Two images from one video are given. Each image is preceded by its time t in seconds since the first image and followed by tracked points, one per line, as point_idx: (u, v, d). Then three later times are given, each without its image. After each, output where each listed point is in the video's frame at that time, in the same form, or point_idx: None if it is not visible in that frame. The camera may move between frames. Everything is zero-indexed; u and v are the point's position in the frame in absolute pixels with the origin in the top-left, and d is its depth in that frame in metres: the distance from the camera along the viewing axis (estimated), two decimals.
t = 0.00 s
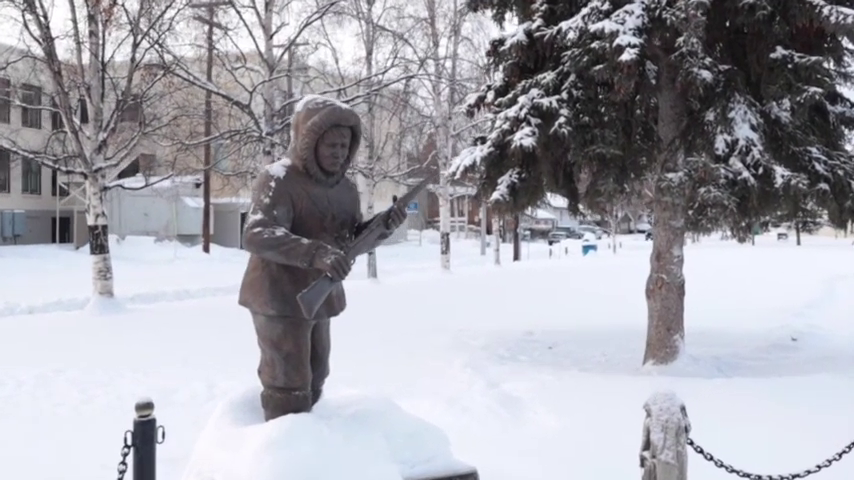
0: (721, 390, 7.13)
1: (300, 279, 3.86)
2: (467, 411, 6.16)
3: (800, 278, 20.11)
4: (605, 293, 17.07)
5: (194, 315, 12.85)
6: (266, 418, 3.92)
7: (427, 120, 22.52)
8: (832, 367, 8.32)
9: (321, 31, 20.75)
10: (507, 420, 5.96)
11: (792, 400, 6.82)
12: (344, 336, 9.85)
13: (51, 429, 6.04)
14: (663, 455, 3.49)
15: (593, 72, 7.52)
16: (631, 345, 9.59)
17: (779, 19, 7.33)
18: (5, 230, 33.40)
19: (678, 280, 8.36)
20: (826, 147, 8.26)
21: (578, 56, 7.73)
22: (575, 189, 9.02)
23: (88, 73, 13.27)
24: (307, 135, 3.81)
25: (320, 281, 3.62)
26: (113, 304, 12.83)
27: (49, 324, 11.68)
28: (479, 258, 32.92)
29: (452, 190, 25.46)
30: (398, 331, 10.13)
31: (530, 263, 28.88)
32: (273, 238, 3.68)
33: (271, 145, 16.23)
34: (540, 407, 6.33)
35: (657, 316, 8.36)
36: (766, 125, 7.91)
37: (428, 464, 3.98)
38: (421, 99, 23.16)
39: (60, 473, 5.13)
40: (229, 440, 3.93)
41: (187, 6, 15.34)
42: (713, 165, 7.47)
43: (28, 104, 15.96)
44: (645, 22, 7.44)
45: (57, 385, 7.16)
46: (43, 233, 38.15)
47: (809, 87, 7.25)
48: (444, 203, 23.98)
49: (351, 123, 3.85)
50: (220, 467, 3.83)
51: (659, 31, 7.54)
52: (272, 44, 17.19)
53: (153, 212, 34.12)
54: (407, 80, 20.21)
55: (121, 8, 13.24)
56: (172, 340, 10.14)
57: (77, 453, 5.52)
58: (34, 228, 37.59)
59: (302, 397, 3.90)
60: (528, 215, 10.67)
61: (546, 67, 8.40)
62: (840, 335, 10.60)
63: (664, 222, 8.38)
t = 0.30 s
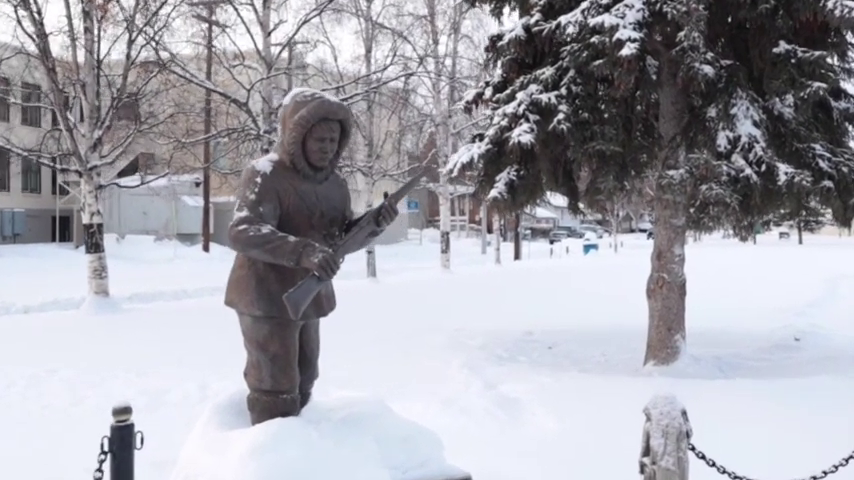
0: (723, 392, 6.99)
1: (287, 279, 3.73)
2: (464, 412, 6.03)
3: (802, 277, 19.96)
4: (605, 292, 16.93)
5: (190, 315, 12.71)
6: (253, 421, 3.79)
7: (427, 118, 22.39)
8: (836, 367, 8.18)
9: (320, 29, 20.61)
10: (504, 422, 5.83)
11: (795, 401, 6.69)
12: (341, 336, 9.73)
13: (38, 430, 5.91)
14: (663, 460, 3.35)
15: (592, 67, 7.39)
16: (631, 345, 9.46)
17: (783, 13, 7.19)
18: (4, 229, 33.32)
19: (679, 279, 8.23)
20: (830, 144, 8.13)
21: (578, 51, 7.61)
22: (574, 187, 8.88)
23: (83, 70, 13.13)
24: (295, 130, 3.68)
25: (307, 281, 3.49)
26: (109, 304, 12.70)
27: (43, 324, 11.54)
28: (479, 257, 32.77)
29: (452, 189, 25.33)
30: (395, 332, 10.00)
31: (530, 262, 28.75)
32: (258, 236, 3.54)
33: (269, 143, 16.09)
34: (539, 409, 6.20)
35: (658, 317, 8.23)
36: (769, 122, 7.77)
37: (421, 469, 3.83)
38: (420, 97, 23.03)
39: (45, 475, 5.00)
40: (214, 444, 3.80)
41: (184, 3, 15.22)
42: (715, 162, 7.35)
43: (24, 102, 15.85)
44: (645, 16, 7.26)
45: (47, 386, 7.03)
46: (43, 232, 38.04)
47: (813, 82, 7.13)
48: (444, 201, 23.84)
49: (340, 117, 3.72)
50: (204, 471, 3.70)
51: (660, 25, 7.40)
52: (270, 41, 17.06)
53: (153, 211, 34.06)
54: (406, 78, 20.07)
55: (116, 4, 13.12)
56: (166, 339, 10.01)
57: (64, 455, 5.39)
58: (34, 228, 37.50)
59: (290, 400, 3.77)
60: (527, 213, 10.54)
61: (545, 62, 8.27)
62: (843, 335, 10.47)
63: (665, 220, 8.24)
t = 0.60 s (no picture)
0: (733, 397, 6.83)
1: (282, 283, 3.60)
2: (469, 418, 5.90)
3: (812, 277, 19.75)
4: (613, 292, 16.77)
5: (193, 315, 12.60)
6: (247, 430, 3.66)
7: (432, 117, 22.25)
8: (848, 371, 8.02)
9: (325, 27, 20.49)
10: (509, 428, 5.69)
11: (808, 406, 6.53)
12: (343, 338, 9.61)
13: (32, 433, 5.80)
14: (673, 472, 3.20)
15: (599, 64, 7.24)
16: (639, 347, 9.31)
17: (795, 9, 7.05)
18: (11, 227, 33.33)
19: (687, 280, 8.08)
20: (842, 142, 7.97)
21: (585, 47, 7.52)
22: (581, 187, 8.74)
23: (85, 68, 13.04)
24: (290, 128, 3.55)
25: (301, 284, 3.35)
26: (110, 304, 12.60)
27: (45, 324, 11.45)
28: (486, 257, 32.61)
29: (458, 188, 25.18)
30: (399, 333, 9.87)
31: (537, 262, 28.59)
32: (251, 238, 3.41)
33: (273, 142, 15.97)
34: (544, 414, 6.05)
35: (666, 318, 8.09)
36: (780, 120, 7.58)
37: None
38: (426, 96, 22.90)
39: None
40: (206, 453, 3.68)
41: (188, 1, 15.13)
42: (725, 161, 7.14)
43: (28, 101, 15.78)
44: (653, 12, 7.13)
45: (45, 387, 6.91)
46: (49, 232, 38.04)
47: (825, 80, 6.97)
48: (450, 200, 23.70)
49: (336, 114, 3.60)
50: None
51: (669, 21, 7.29)
52: (274, 40, 16.95)
53: (160, 211, 34.05)
54: (412, 77, 19.94)
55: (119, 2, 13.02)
56: (168, 340, 9.89)
57: (58, 459, 5.27)
58: (40, 227, 37.51)
59: (284, 408, 3.63)
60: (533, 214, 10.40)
61: (551, 60, 8.13)
62: None
63: (673, 221, 8.09)
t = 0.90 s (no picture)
0: (752, 401, 6.65)
1: (285, 285, 3.45)
2: (480, 423, 5.75)
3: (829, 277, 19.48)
4: (626, 292, 16.56)
5: (203, 315, 12.50)
6: (248, 438, 3.53)
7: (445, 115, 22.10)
8: None
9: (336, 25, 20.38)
10: (522, 433, 5.55)
11: (829, 412, 6.34)
12: (352, 339, 9.47)
13: (34, 436, 5.69)
14: None
15: (614, 59, 7.09)
16: (654, 349, 9.13)
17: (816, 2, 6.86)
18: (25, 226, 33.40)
19: (704, 281, 7.89)
20: None
21: (599, 43, 7.35)
22: (595, 186, 8.56)
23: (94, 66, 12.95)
24: (293, 124, 3.41)
25: (304, 287, 3.21)
26: (118, 304, 12.50)
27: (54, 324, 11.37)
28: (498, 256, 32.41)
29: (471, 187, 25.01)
30: (410, 334, 9.73)
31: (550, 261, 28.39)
32: (252, 238, 3.27)
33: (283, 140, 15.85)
34: (558, 419, 5.90)
35: (682, 320, 7.91)
36: (800, 117, 7.42)
37: None
38: (439, 94, 22.74)
39: None
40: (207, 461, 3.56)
41: None
42: (743, 159, 6.97)
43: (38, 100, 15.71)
44: (670, 6, 6.96)
45: (49, 389, 6.82)
46: (62, 231, 38.11)
47: (848, 75, 6.79)
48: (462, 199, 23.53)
49: (341, 109, 3.45)
50: None
51: (686, 15, 7.11)
52: (285, 37, 16.84)
53: (172, 209, 34.02)
54: (424, 75, 19.79)
55: None
56: (176, 341, 9.78)
57: (59, 463, 5.16)
58: (53, 226, 37.59)
59: (287, 416, 3.49)
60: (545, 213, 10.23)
61: (565, 55, 7.98)
62: None
63: (690, 220, 7.91)
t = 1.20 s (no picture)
0: (782, 410, 6.46)
1: (299, 293, 3.32)
2: (501, 433, 5.62)
3: None
4: (651, 294, 16.34)
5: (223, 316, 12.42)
6: (261, 451, 3.40)
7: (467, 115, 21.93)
8: None
9: (357, 25, 20.29)
10: (545, 445, 5.40)
11: None
12: (372, 341, 9.35)
13: (47, 441, 5.61)
14: None
15: (640, 57, 6.92)
16: (680, 353, 8.94)
17: None
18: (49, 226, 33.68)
19: (732, 285, 7.69)
20: None
21: (625, 41, 7.20)
22: (620, 187, 8.38)
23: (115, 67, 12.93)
24: (308, 125, 3.28)
25: (318, 295, 3.08)
26: (139, 304, 12.45)
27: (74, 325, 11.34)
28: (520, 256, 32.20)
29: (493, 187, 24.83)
30: (430, 337, 9.59)
31: (574, 261, 28.13)
32: (264, 244, 3.14)
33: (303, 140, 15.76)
34: (582, 430, 5.74)
35: (710, 325, 7.72)
36: (832, 116, 7.23)
37: None
38: (461, 94, 22.57)
39: None
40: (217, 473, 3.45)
41: None
42: (774, 160, 6.75)
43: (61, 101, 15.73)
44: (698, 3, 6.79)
45: (66, 393, 6.75)
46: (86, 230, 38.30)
47: None
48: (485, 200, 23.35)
49: (357, 110, 3.32)
50: None
51: (715, 12, 6.94)
52: (306, 37, 16.77)
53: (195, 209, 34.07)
54: (446, 74, 19.63)
55: None
56: (196, 343, 9.70)
57: (71, 470, 5.07)
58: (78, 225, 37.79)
59: (301, 429, 3.36)
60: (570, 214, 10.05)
61: (589, 54, 7.82)
62: None
63: (717, 223, 7.72)
